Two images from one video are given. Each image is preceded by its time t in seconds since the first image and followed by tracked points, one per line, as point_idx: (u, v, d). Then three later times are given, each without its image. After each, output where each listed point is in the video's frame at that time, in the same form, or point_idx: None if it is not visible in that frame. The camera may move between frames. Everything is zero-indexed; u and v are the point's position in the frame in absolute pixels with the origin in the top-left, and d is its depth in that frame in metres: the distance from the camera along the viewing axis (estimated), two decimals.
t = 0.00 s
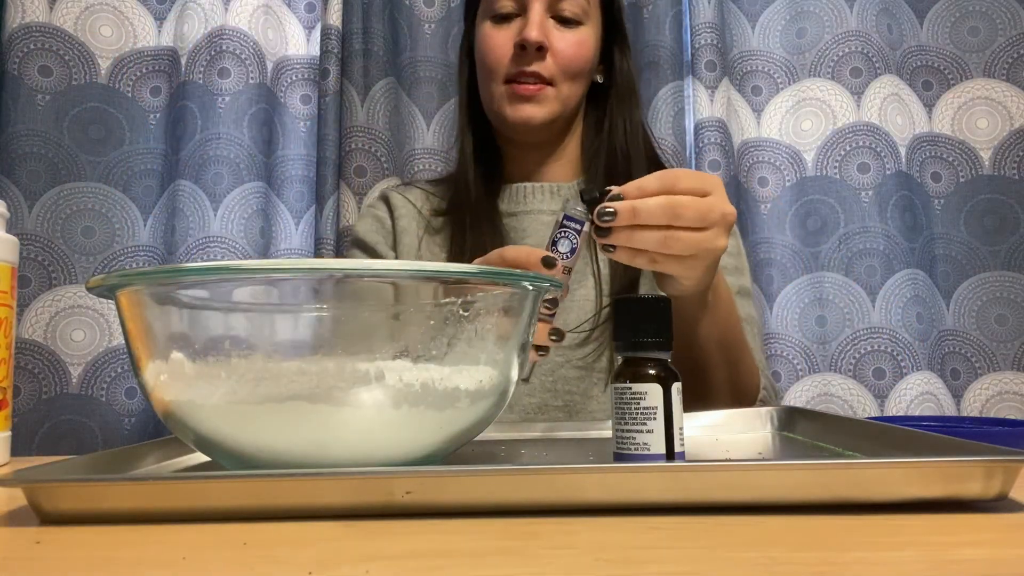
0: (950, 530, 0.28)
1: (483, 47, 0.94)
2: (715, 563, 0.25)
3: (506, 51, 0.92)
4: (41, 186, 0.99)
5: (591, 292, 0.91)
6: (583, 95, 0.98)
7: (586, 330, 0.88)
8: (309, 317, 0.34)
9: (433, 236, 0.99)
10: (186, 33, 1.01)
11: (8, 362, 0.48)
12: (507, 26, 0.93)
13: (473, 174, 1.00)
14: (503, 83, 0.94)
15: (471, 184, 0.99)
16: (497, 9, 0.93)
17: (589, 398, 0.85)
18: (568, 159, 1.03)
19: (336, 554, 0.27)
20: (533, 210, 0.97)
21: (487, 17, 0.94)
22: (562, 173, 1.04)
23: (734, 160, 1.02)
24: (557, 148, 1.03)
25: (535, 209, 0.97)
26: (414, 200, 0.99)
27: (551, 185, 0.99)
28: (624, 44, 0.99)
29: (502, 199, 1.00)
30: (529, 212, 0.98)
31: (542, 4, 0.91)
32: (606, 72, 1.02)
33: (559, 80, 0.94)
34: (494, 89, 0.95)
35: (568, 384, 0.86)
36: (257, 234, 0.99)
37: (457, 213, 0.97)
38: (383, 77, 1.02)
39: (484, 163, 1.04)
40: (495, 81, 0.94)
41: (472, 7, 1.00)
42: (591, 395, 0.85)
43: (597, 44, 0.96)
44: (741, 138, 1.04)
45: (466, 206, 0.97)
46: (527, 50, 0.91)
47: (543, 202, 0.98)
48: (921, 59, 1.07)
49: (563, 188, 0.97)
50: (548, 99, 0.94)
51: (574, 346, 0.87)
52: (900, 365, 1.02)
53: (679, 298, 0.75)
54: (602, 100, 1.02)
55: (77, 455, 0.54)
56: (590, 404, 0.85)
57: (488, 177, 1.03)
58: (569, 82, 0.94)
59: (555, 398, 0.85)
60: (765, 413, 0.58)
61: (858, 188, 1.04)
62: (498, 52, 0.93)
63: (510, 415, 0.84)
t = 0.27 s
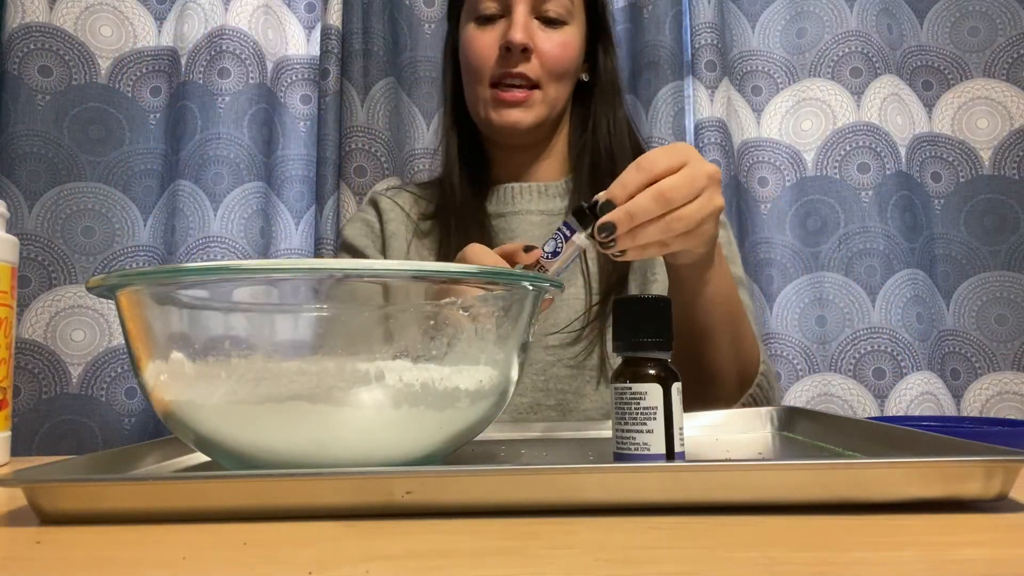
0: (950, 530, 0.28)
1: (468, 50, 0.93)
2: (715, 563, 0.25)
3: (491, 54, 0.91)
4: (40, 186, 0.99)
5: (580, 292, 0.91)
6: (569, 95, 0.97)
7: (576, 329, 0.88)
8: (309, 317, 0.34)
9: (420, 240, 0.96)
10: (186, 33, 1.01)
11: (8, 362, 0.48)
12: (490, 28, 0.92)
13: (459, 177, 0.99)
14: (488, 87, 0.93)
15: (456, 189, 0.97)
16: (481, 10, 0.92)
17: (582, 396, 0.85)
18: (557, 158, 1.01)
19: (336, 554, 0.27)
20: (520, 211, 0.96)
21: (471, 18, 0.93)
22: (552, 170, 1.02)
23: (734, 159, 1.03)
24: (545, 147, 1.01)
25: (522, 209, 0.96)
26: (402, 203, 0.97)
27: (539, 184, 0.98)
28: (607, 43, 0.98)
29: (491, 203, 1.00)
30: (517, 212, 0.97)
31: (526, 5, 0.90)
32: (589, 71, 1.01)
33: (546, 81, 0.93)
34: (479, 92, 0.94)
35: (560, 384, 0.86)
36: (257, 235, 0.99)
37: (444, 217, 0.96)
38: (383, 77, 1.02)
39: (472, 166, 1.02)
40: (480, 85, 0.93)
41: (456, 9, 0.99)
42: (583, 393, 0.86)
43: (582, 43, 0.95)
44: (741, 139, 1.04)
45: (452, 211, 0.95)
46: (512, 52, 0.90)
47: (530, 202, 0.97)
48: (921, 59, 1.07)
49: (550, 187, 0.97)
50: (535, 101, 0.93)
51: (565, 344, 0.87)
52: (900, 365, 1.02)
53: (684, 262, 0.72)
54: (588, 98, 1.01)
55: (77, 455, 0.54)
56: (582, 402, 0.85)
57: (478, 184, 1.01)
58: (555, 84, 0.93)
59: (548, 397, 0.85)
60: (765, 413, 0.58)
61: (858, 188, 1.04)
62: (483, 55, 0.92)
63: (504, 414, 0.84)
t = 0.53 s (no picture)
0: (950, 530, 0.28)
1: (459, 52, 0.92)
2: (715, 563, 0.25)
3: (482, 55, 0.91)
4: (40, 186, 0.99)
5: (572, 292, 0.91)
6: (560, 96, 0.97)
7: (570, 328, 0.88)
8: (309, 317, 0.34)
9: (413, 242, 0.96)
10: (186, 33, 1.01)
11: (8, 362, 0.48)
12: (481, 30, 0.91)
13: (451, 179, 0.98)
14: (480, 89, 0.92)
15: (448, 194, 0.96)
16: (471, 12, 0.91)
17: (577, 395, 0.85)
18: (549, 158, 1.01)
19: (335, 554, 0.27)
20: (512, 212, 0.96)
21: (462, 20, 0.92)
22: (543, 170, 1.01)
23: (734, 159, 1.02)
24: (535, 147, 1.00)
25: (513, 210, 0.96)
26: (397, 206, 0.97)
27: (530, 184, 0.97)
28: (596, 42, 0.98)
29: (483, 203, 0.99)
30: (510, 213, 0.96)
31: (517, 6, 0.90)
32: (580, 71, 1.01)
33: (538, 82, 0.92)
34: (471, 94, 0.93)
35: (554, 383, 0.86)
36: (257, 235, 0.99)
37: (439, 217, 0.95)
38: (383, 77, 1.02)
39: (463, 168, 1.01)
40: (472, 87, 0.93)
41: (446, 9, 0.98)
42: (577, 392, 0.85)
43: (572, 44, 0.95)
44: (741, 139, 1.04)
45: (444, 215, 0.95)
46: (504, 54, 0.90)
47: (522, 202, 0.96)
48: (921, 59, 1.07)
49: (542, 187, 0.96)
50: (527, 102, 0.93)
51: (558, 343, 0.87)
52: (900, 365, 1.02)
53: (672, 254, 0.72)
54: (577, 98, 1.01)
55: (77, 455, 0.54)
56: (576, 401, 0.85)
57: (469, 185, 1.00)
58: (546, 84, 0.93)
59: (542, 396, 0.85)
60: (765, 413, 0.58)
61: (858, 188, 1.04)
62: (474, 57, 0.91)
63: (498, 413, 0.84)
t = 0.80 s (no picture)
0: (950, 530, 0.28)
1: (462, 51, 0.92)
2: (715, 563, 0.25)
3: (485, 54, 0.90)
4: (40, 186, 0.99)
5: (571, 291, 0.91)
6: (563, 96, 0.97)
7: (569, 329, 0.88)
8: (309, 317, 0.34)
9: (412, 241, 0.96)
10: (186, 33, 1.01)
11: (8, 361, 0.48)
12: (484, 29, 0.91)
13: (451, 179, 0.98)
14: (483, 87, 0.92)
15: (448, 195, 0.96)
16: (475, 12, 0.91)
17: (576, 395, 0.85)
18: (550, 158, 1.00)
19: (336, 554, 0.27)
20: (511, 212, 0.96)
21: (465, 19, 0.92)
22: (544, 170, 1.00)
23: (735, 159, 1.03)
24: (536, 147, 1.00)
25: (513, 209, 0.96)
26: (396, 205, 0.97)
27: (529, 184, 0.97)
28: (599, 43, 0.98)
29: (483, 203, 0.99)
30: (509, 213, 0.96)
31: (521, 6, 0.89)
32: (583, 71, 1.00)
33: (540, 82, 0.92)
34: (474, 92, 0.93)
35: (553, 383, 0.86)
36: (257, 234, 0.99)
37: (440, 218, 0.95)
38: (383, 77, 1.02)
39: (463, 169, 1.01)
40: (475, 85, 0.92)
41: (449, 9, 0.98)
42: (576, 393, 0.85)
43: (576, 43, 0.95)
44: (741, 139, 1.04)
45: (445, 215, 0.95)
46: (507, 54, 0.89)
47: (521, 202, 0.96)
48: (921, 59, 1.07)
49: (542, 188, 0.97)
50: (529, 101, 0.92)
51: (557, 342, 0.87)
52: (900, 365, 1.02)
53: (673, 263, 0.71)
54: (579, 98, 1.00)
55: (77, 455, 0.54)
56: (576, 401, 0.85)
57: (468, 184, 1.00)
58: (548, 84, 0.93)
59: (541, 397, 0.85)
60: (765, 413, 0.58)
61: (858, 188, 1.04)
62: (477, 57, 0.91)
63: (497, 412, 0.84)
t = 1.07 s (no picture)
0: (949, 530, 0.28)
1: (476, 49, 0.93)
2: (715, 563, 0.25)
3: (497, 51, 0.92)
4: (40, 186, 0.99)
5: (580, 292, 0.92)
6: (578, 92, 0.98)
7: (578, 331, 0.88)
8: (309, 318, 0.34)
9: (423, 237, 0.98)
10: (186, 33, 1.01)
11: (8, 362, 0.48)
12: (498, 27, 0.93)
13: (465, 176, 1.00)
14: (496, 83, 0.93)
15: (461, 193, 0.98)
16: (490, 10, 0.92)
17: (581, 399, 0.86)
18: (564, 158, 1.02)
19: (336, 554, 0.27)
20: (526, 211, 0.97)
21: (480, 17, 0.94)
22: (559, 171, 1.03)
23: (734, 159, 1.02)
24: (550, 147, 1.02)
25: (528, 208, 0.97)
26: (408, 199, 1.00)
27: (545, 184, 0.99)
28: (615, 42, 1.00)
29: (495, 199, 1.00)
30: (523, 212, 0.97)
31: (534, 3, 0.91)
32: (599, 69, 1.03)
33: (552, 77, 0.92)
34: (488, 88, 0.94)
35: (558, 385, 0.86)
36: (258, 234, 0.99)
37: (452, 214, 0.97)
38: (383, 77, 1.02)
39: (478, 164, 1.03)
40: (488, 81, 0.94)
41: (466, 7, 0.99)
42: (582, 396, 0.86)
43: (590, 39, 0.96)
44: (741, 139, 1.04)
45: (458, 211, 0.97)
46: (519, 50, 0.90)
47: (536, 202, 0.98)
48: (921, 59, 1.07)
49: (557, 188, 0.98)
50: (541, 97, 0.93)
51: (564, 345, 0.87)
52: (900, 365, 1.02)
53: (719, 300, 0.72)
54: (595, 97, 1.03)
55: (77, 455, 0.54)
56: (581, 405, 0.86)
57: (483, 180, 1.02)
58: (561, 79, 0.93)
59: (546, 398, 0.86)
60: (765, 413, 0.58)
61: (858, 188, 1.04)
62: (490, 53, 0.92)
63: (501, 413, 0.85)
